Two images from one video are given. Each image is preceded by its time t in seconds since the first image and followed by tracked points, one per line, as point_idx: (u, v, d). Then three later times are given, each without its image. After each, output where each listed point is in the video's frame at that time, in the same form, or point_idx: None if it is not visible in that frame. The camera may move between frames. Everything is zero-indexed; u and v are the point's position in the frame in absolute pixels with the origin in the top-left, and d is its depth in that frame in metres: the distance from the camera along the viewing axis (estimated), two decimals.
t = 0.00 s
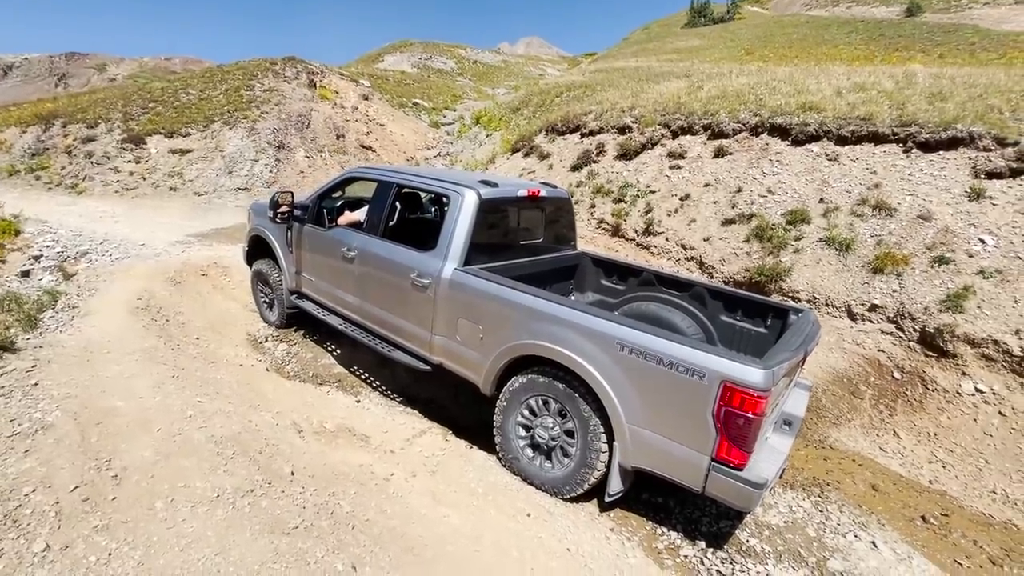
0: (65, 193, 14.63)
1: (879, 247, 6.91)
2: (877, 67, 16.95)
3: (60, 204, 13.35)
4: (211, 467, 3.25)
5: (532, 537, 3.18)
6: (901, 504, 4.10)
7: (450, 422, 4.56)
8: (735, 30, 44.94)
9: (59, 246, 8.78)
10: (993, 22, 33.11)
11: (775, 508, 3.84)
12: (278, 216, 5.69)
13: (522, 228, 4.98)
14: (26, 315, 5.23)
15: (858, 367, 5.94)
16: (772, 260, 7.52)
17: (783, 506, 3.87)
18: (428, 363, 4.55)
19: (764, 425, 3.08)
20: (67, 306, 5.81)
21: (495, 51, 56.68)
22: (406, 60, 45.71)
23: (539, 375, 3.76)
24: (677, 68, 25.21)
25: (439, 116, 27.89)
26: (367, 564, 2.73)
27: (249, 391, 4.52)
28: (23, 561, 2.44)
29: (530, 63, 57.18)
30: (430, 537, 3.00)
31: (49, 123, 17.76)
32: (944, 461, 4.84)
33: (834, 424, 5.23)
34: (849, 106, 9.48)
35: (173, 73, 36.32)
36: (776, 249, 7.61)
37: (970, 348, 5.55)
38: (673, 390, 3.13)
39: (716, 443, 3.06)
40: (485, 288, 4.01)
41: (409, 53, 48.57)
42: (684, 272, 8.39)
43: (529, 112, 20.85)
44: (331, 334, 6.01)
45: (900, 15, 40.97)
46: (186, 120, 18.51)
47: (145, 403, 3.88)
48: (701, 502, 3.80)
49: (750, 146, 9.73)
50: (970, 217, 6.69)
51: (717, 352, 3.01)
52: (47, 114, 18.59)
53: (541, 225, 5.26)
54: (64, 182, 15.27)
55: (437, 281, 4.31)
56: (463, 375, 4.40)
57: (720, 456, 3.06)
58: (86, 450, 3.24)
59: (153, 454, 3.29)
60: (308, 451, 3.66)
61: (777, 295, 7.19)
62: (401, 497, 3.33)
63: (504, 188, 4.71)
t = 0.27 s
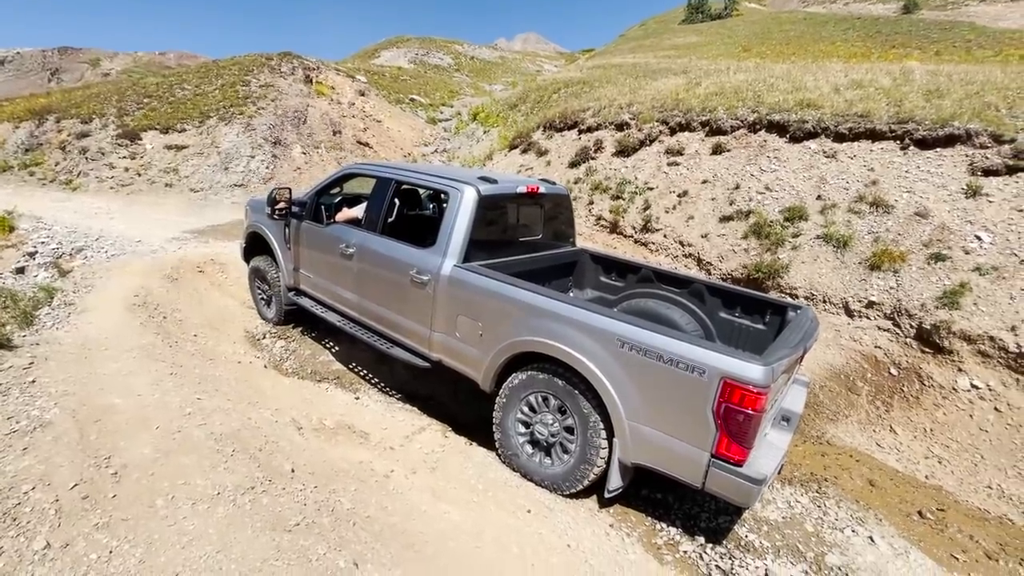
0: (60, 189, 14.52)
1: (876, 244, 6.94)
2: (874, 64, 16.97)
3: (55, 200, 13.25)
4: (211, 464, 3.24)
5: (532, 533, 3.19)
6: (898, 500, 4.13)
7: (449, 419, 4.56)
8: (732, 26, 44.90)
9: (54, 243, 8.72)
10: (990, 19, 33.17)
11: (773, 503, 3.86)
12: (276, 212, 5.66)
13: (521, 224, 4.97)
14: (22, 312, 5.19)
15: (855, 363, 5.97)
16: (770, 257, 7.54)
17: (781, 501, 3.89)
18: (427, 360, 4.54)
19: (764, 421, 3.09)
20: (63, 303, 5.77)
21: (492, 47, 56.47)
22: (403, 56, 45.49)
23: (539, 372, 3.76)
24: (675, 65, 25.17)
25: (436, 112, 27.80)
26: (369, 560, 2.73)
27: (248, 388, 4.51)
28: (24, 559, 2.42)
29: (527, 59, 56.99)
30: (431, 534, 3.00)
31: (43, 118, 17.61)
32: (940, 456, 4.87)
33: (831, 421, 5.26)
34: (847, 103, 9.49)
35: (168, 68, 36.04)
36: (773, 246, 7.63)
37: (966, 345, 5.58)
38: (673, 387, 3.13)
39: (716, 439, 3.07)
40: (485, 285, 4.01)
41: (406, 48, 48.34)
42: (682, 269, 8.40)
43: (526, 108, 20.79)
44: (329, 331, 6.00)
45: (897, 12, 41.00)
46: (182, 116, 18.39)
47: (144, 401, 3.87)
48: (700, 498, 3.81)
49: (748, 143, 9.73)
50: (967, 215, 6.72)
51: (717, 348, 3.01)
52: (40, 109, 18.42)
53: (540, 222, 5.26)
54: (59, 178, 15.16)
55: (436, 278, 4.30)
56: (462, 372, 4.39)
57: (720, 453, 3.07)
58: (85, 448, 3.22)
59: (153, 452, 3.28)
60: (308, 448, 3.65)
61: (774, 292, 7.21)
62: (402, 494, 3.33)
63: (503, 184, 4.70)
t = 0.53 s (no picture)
0: (45, 182, 14.24)
1: (872, 238, 6.95)
2: (867, 59, 17.01)
3: (41, 193, 12.99)
4: (206, 463, 3.17)
5: (534, 530, 3.15)
6: (896, 493, 4.14)
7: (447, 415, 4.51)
8: (725, 21, 44.88)
9: (40, 236, 8.53)
10: (979, 15, 33.40)
11: (773, 498, 3.85)
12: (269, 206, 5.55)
13: (519, 218, 4.91)
14: (8, 307, 5.06)
15: (851, 357, 5.98)
16: (766, 251, 7.53)
17: (781, 495, 3.88)
18: (425, 355, 4.48)
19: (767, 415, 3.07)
20: (51, 298, 5.64)
21: (485, 40, 56.08)
22: (395, 49, 45.06)
23: (539, 367, 3.71)
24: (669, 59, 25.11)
25: (429, 106, 27.57)
26: (370, 560, 2.69)
27: (242, 385, 4.43)
28: (13, 564, 2.35)
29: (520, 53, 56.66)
30: (432, 532, 2.96)
31: (27, 110, 17.23)
32: (936, 449, 4.90)
33: (829, 414, 5.27)
34: (842, 97, 9.49)
35: (155, 60, 35.43)
36: (770, 240, 7.63)
37: (961, 338, 5.60)
38: (675, 381, 3.10)
39: (719, 434, 3.04)
40: (483, 279, 3.95)
41: (398, 41, 47.88)
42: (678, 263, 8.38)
43: (520, 102, 20.66)
44: (324, 326, 5.92)
45: (888, 8, 41.17)
46: (170, 108, 18.08)
47: (135, 398, 3.78)
48: (700, 492, 3.80)
49: (744, 137, 9.71)
50: (962, 209, 6.74)
51: (720, 343, 2.98)
52: (24, 100, 18.02)
53: (538, 215, 5.20)
54: (44, 171, 14.86)
55: (434, 272, 4.23)
56: (460, 367, 4.34)
57: (723, 447, 3.04)
58: (75, 448, 3.14)
59: (146, 451, 3.20)
60: (305, 445, 3.59)
61: (771, 286, 7.21)
62: (402, 491, 3.28)
63: (501, 177, 4.63)
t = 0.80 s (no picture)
0: (18, 171, 13.72)
1: (869, 229, 6.90)
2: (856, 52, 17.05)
3: (13, 183, 12.50)
4: (187, 468, 2.98)
5: (537, 531, 3.02)
6: (899, 486, 4.09)
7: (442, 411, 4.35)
8: (713, 13, 44.87)
9: (12, 227, 8.16)
10: (963, 11, 33.76)
11: (779, 493, 3.77)
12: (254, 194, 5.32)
13: (515, 207, 4.74)
14: None
15: (849, 349, 5.94)
16: (762, 243, 7.46)
17: (786, 490, 3.80)
18: (418, 350, 4.31)
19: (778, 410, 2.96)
20: (21, 293, 5.36)
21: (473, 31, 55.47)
22: (382, 39, 44.33)
23: (539, 361, 3.57)
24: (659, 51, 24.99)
25: (417, 97, 27.16)
26: (365, 571, 2.53)
27: (226, 381, 4.22)
28: None
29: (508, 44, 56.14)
30: (431, 537, 2.81)
31: None
32: (936, 441, 4.86)
33: (828, 407, 5.22)
34: (836, 88, 9.44)
35: (133, 47, 34.45)
36: (766, 232, 7.56)
37: (958, 330, 5.57)
38: (683, 376, 2.98)
39: (729, 430, 2.93)
40: (480, 270, 3.79)
41: (384, 30, 47.13)
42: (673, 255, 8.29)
43: (510, 92, 20.40)
44: (312, 320, 5.72)
45: (874, 3, 41.45)
46: (149, 96, 17.52)
47: (110, 398, 3.56)
48: (704, 489, 3.70)
49: (738, 128, 9.62)
50: (957, 200, 6.72)
51: (730, 335, 2.87)
52: None
53: (535, 205, 5.04)
54: (17, 160, 14.31)
55: (428, 263, 4.06)
56: (456, 362, 4.18)
57: (733, 444, 2.93)
58: (43, 454, 2.93)
59: (120, 456, 3.00)
60: (294, 446, 3.42)
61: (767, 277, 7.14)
62: (398, 493, 3.12)
63: (497, 164, 4.46)
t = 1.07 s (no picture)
0: None
1: (871, 222, 6.77)
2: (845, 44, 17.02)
3: None
4: (159, 495, 2.68)
5: (549, 550, 2.80)
6: (915, 488, 3.95)
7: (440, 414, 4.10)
8: (700, 5, 44.76)
9: None
10: (944, 5, 34.13)
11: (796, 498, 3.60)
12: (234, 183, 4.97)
13: (515, 198, 4.48)
14: None
15: (854, 345, 5.81)
16: (763, 236, 7.30)
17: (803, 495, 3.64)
18: (413, 350, 4.04)
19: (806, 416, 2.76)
20: None
21: (458, 20, 54.62)
22: (365, 26, 43.36)
23: (545, 363, 3.33)
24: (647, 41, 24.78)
25: (402, 86, 26.58)
26: None
27: (205, 388, 3.90)
28: None
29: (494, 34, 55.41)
30: (435, 565, 2.57)
31: None
32: (945, 439, 4.75)
33: (836, 405, 5.08)
34: (834, 78, 9.30)
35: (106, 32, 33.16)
36: (766, 224, 7.40)
37: (965, 324, 5.47)
38: (705, 380, 2.76)
39: (754, 438, 2.72)
40: (481, 265, 3.53)
41: (368, 18, 46.13)
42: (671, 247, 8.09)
43: (498, 82, 20.02)
44: (298, 317, 5.40)
45: None
46: (122, 82, 16.77)
47: (72, 412, 3.23)
48: (719, 496, 3.51)
49: (735, 118, 9.44)
50: (960, 192, 6.62)
51: (757, 336, 2.66)
52: None
53: (535, 196, 4.78)
54: None
55: (424, 258, 3.78)
56: (454, 363, 3.92)
57: (758, 453, 2.73)
58: None
59: (81, 481, 2.68)
60: (282, 461, 3.14)
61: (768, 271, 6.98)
62: (397, 514, 2.87)
63: (497, 152, 4.19)
